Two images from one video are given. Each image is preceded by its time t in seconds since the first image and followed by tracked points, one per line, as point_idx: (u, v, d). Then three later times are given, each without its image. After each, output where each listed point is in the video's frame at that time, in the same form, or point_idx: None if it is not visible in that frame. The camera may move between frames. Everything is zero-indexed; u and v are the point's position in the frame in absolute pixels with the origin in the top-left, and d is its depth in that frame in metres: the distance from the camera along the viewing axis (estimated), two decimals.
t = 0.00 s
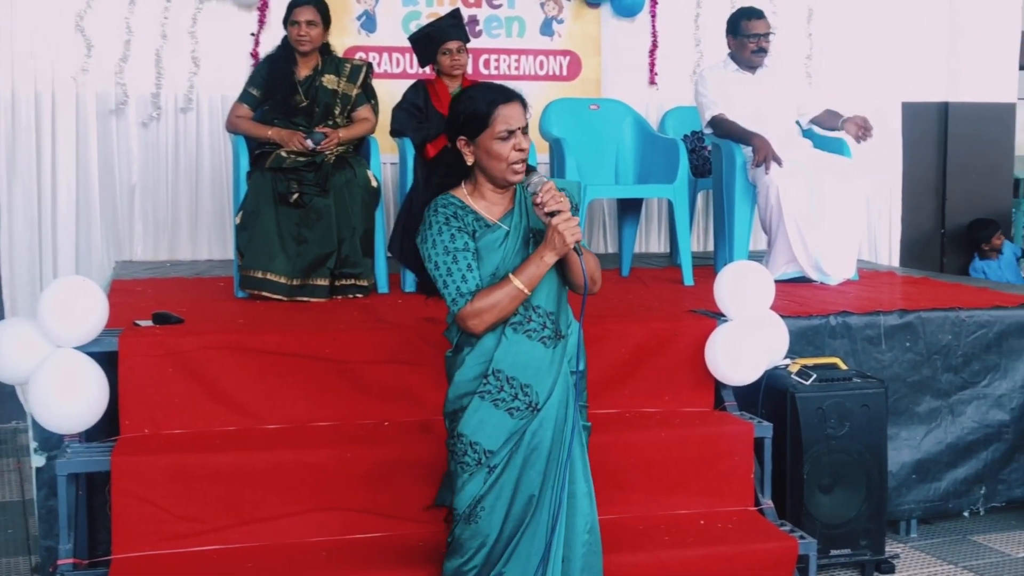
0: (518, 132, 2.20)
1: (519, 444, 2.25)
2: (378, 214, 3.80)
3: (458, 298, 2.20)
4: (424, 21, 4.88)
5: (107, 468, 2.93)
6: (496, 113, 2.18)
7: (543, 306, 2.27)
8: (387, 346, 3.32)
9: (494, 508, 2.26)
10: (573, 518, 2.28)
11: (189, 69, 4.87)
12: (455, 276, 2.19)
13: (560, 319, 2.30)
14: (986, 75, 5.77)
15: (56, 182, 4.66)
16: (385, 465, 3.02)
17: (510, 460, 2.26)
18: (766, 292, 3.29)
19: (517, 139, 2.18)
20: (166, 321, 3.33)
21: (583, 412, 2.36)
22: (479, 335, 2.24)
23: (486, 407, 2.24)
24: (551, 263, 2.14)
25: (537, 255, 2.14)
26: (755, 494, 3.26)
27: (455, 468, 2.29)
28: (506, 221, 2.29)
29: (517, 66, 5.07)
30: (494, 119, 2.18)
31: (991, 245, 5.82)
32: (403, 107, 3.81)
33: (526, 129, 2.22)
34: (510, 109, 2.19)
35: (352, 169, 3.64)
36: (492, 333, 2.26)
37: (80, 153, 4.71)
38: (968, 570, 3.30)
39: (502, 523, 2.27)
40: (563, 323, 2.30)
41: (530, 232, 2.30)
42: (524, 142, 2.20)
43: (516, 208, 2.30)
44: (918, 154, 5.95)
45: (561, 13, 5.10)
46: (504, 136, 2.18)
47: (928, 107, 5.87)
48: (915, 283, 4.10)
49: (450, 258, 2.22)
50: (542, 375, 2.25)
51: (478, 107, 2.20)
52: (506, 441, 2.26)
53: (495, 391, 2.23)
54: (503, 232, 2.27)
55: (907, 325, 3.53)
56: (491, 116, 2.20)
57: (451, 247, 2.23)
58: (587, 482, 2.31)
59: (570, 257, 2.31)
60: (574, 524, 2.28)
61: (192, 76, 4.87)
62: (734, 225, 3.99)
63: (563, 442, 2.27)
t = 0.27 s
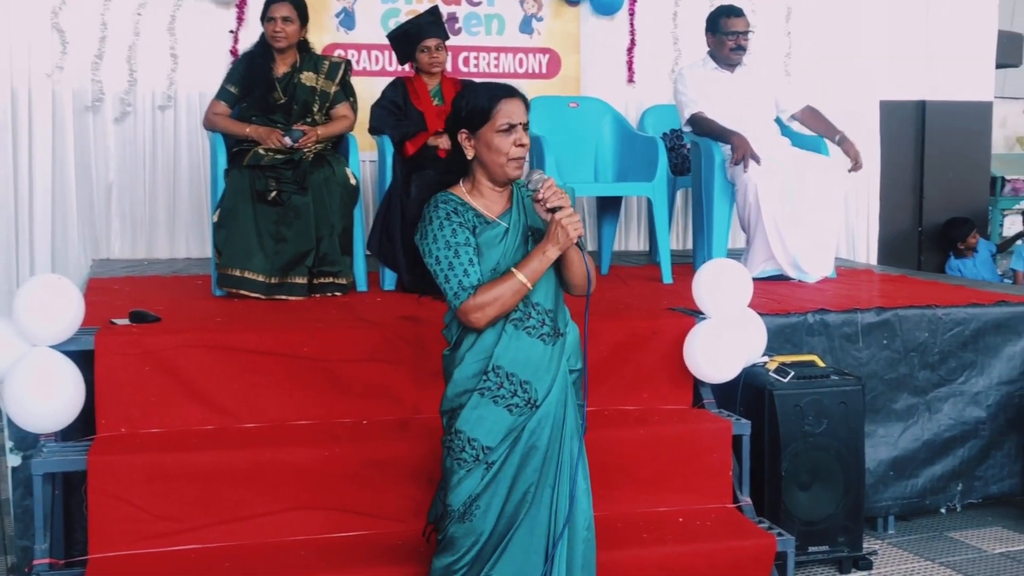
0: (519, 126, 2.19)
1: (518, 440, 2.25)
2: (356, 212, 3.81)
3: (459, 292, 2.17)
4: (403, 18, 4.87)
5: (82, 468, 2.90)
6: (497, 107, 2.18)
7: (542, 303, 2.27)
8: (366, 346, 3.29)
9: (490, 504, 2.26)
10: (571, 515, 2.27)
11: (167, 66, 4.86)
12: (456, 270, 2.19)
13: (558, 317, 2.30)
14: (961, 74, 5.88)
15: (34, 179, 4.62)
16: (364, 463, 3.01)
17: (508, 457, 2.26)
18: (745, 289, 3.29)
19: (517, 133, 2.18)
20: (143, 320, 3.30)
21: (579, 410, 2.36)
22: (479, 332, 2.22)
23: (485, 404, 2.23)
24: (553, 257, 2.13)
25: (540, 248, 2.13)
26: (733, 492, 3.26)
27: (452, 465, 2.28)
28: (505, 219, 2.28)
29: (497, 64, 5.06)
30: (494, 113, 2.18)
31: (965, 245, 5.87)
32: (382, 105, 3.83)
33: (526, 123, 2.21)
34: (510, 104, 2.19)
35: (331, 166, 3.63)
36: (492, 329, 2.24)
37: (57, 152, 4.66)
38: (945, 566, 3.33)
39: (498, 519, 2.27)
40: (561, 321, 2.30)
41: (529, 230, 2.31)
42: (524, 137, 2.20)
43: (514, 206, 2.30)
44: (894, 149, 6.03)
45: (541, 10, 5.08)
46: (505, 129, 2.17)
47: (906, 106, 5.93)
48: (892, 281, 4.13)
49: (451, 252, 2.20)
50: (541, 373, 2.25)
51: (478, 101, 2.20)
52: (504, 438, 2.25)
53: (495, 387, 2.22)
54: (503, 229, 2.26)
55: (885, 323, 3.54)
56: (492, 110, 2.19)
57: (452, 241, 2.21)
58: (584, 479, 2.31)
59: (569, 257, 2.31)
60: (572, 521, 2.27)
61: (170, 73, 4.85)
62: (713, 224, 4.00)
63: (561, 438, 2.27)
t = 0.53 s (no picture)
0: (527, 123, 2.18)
1: (502, 441, 2.24)
2: (338, 211, 3.82)
3: (453, 289, 2.17)
4: (384, 15, 4.87)
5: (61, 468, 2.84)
6: (506, 102, 2.17)
7: (532, 305, 2.26)
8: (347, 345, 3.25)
9: (472, 505, 2.25)
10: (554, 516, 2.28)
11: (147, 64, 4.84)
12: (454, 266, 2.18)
13: (548, 319, 2.29)
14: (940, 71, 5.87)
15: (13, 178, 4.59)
16: (345, 463, 2.96)
17: (492, 457, 2.24)
18: (727, 286, 3.29)
19: (527, 129, 2.17)
20: (122, 319, 3.26)
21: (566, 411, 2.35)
22: (468, 331, 2.22)
23: (471, 403, 2.22)
24: (550, 265, 2.17)
25: (538, 254, 2.16)
26: (715, 489, 3.25)
27: (436, 462, 2.28)
28: (505, 218, 2.27)
29: (477, 61, 5.07)
30: (504, 108, 2.17)
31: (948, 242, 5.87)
32: (363, 102, 3.85)
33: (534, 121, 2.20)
34: (520, 100, 2.17)
35: (311, 164, 3.61)
36: (481, 329, 2.24)
37: (36, 151, 4.63)
38: (926, 562, 3.34)
39: (480, 519, 2.26)
40: (550, 323, 2.29)
41: (527, 232, 2.30)
42: (533, 134, 2.19)
43: (515, 205, 2.28)
44: (873, 151, 6.05)
45: (522, 8, 5.10)
46: (515, 125, 2.16)
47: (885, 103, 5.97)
48: (872, 278, 4.15)
49: (450, 248, 2.18)
50: (529, 374, 2.24)
51: (487, 97, 2.18)
52: (488, 438, 2.24)
53: (482, 387, 2.21)
54: (502, 228, 2.25)
55: (865, 319, 3.55)
56: (501, 106, 2.18)
57: (452, 237, 2.20)
58: (567, 481, 2.30)
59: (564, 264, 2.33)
60: (555, 522, 2.27)
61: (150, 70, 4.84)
62: (694, 222, 4.01)
63: (546, 440, 2.27)
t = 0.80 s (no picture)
0: (545, 135, 2.17)
1: (485, 443, 2.23)
2: (323, 210, 3.81)
3: (449, 289, 2.16)
4: (370, 14, 4.87)
5: (46, 469, 2.79)
6: (529, 110, 2.16)
7: (524, 310, 2.26)
8: (332, 343, 3.21)
9: (453, 505, 2.24)
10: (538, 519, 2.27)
11: (132, 62, 4.83)
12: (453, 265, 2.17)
13: (536, 324, 2.29)
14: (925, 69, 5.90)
15: None
16: (330, 463, 2.92)
17: (474, 459, 2.23)
18: (711, 285, 3.28)
19: (546, 141, 2.17)
20: (108, 319, 3.20)
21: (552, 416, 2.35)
22: (458, 330, 2.21)
23: (455, 403, 2.21)
24: (548, 277, 2.17)
25: (537, 265, 2.16)
26: (701, 487, 3.25)
27: (419, 460, 2.27)
28: (508, 222, 2.26)
29: (463, 60, 5.07)
30: (526, 117, 2.16)
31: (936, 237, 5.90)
32: (348, 102, 3.86)
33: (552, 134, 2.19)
34: (544, 111, 2.17)
35: (297, 163, 3.62)
36: (471, 330, 2.23)
37: (19, 147, 4.59)
38: (912, 559, 3.34)
39: (460, 520, 2.25)
40: (537, 328, 2.29)
41: (529, 239, 2.29)
42: (551, 147, 2.18)
43: (519, 209, 2.27)
44: (859, 150, 6.03)
45: (507, 6, 5.10)
46: (535, 135, 2.16)
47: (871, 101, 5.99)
48: (858, 276, 4.17)
49: (452, 247, 2.17)
50: (514, 377, 2.24)
51: (512, 102, 2.17)
52: (471, 440, 2.23)
53: (467, 388, 2.21)
54: (505, 232, 2.25)
55: (850, 317, 3.56)
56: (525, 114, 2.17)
57: (454, 236, 2.19)
58: (550, 487, 2.29)
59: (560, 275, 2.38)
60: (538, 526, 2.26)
61: (134, 68, 4.83)
62: (680, 219, 4.03)
63: (530, 445, 2.26)
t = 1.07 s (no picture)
0: (546, 136, 2.18)
1: (483, 441, 2.23)
2: (313, 208, 3.81)
3: (450, 287, 2.14)
4: (360, 12, 4.87)
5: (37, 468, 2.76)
6: (531, 110, 2.16)
7: (522, 309, 2.26)
8: (323, 341, 3.19)
9: (451, 503, 2.24)
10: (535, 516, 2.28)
11: (121, 60, 4.82)
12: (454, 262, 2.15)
13: (533, 323, 2.30)
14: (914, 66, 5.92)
15: None
16: (322, 461, 2.91)
17: (472, 457, 2.23)
18: (703, 283, 3.27)
19: (547, 142, 2.18)
20: (98, 317, 3.17)
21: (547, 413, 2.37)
22: (457, 329, 2.20)
23: (454, 402, 2.21)
24: (548, 276, 2.17)
25: (538, 264, 2.16)
26: (692, 484, 3.25)
27: (416, 460, 2.26)
28: (506, 220, 2.25)
29: (454, 58, 5.08)
30: (529, 117, 2.16)
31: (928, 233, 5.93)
32: (339, 99, 3.88)
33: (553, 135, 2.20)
34: (545, 112, 2.18)
35: (287, 161, 3.61)
36: (470, 329, 2.22)
37: (9, 145, 4.66)
38: (902, 555, 3.35)
39: (457, 518, 2.25)
40: (535, 327, 2.30)
41: (527, 237, 2.29)
42: (552, 148, 2.19)
43: (517, 208, 2.27)
44: (851, 148, 6.04)
45: (498, 4, 5.10)
46: (537, 136, 2.17)
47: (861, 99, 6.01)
48: (848, 274, 4.19)
49: (453, 246, 2.16)
50: (513, 376, 2.25)
51: (515, 102, 2.17)
52: (469, 438, 2.23)
53: (466, 387, 2.21)
54: (504, 230, 2.24)
55: (840, 314, 3.57)
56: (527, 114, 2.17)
57: (454, 234, 2.17)
58: (546, 484, 2.30)
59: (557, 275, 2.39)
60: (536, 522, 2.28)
61: (123, 66, 4.82)
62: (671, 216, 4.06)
63: (526, 443, 2.27)
